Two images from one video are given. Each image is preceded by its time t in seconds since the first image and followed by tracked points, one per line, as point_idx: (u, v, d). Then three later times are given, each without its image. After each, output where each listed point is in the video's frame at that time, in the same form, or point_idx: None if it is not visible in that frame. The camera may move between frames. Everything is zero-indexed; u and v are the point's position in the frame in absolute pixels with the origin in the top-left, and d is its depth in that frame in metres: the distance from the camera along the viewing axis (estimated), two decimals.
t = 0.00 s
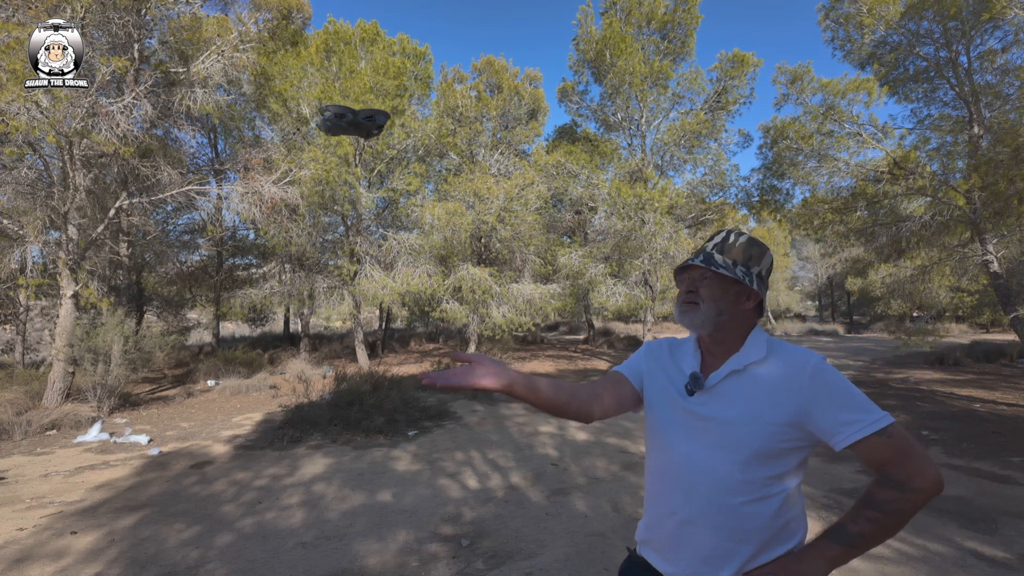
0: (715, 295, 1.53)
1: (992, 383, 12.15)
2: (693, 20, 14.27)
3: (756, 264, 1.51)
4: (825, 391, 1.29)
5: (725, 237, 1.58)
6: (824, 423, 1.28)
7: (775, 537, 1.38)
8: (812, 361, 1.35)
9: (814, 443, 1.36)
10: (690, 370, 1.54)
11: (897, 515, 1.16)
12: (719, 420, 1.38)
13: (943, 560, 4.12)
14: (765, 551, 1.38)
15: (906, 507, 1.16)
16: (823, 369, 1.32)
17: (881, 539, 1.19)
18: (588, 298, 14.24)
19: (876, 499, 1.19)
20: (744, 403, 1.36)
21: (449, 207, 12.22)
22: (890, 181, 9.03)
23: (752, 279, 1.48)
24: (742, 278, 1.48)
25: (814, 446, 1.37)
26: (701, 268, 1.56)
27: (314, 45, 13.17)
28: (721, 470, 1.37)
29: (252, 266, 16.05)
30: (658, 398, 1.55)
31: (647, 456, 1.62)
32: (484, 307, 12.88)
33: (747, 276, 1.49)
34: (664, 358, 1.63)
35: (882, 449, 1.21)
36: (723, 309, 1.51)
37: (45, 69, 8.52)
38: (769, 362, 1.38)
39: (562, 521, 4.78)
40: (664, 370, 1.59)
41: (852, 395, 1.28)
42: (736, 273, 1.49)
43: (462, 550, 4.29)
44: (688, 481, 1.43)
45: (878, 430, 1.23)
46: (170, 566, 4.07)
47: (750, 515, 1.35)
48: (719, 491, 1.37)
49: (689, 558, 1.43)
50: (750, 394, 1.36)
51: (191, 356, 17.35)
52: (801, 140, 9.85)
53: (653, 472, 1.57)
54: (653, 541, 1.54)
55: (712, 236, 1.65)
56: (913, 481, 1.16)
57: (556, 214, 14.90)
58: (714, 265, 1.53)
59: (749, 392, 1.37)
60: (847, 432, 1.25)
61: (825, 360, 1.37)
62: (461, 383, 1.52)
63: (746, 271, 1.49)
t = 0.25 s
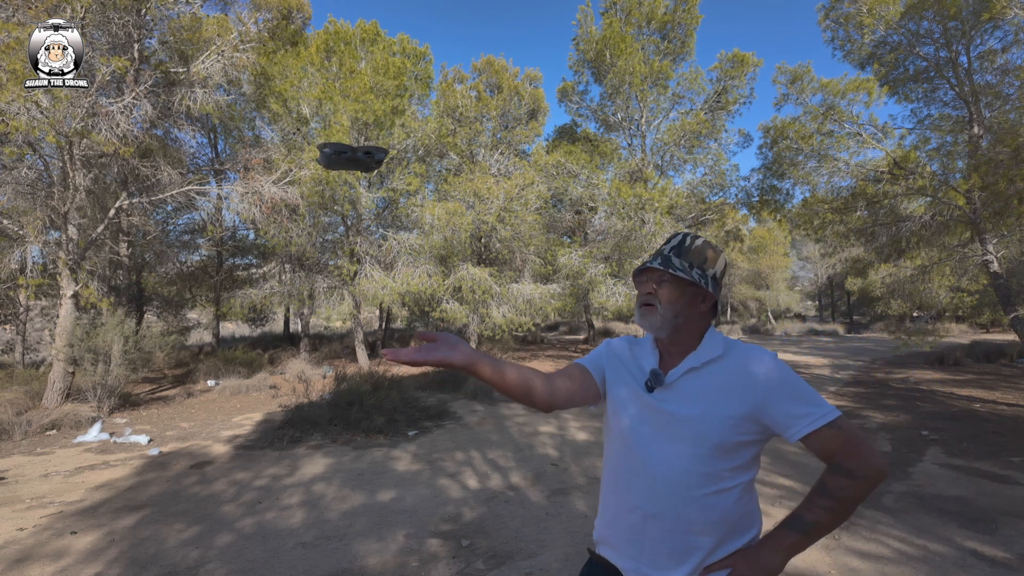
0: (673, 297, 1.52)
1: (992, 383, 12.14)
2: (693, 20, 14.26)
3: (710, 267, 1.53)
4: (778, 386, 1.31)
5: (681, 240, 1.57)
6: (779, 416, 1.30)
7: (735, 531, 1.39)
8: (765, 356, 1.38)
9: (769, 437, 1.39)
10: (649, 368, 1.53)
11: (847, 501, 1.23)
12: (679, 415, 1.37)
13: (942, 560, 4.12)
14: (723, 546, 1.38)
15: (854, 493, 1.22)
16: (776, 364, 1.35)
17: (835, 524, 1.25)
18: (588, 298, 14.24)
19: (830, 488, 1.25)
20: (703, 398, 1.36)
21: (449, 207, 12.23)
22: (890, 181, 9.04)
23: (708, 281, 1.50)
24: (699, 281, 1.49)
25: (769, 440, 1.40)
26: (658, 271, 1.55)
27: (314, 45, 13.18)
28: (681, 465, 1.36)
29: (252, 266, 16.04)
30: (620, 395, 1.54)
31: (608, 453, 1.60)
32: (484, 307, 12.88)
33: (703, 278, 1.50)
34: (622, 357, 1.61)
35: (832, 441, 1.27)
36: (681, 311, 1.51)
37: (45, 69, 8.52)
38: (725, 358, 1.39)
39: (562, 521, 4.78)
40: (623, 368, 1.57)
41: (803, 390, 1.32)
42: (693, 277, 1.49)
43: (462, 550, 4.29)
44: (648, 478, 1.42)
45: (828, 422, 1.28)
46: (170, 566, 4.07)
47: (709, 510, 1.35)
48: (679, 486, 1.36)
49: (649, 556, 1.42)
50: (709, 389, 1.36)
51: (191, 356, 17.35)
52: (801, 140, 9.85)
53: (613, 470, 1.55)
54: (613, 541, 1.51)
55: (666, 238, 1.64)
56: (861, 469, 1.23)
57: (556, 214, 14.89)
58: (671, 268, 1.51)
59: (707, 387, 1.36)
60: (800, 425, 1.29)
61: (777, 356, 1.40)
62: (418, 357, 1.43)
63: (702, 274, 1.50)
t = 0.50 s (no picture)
0: (652, 297, 1.52)
1: (992, 383, 12.14)
2: (693, 19, 14.26)
3: (688, 265, 1.53)
4: (759, 383, 1.32)
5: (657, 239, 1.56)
6: (761, 414, 1.31)
7: (720, 530, 1.39)
8: (744, 355, 1.39)
9: (751, 433, 1.40)
10: (629, 369, 1.52)
11: (831, 497, 1.23)
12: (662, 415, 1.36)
13: (943, 560, 4.12)
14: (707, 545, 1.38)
15: (839, 488, 1.23)
16: (755, 361, 1.37)
17: (820, 520, 1.25)
18: (588, 298, 14.24)
19: (813, 483, 1.25)
20: (685, 397, 1.35)
21: (449, 207, 12.23)
22: (890, 181, 9.04)
23: (686, 280, 1.50)
24: (678, 280, 1.49)
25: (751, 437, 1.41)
26: (636, 271, 1.54)
27: (314, 45, 13.18)
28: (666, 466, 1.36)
29: (252, 266, 16.02)
30: (603, 395, 1.53)
31: (589, 455, 1.58)
32: (484, 307, 12.87)
33: (683, 277, 1.50)
34: (603, 357, 1.61)
35: (816, 438, 1.27)
36: (659, 311, 1.51)
37: (45, 69, 8.52)
38: (705, 356, 1.39)
39: (562, 521, 4.78)
40: (604, 368, 1.57)
41: (785, 386, 1.32)
42: (672, 276, 1.49)
43: (462, 550, 4.29)
44: (630, 479, 1.41)
45: (810, 418, 1.29)
46: (170, 566, 4.08)
47: (694, 511, 1.35)
48: (663, 486, 1.36)
49: (633, 558, 1.41)
50: (690, 388, 1.36)
51: (191, 356, 17.35)
52: (801, 140, 9.85)
53: (595, 471, 1.54)
54: (596, 543, 1.50)
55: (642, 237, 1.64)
56: (844, 464, 1.23)
57: (556, 214, 14.88)
58: (649, 268, 1.51)
59: (689, 385, 1.36)
60: (782, 422, 1.29)
61: (755, 354, 1.41)
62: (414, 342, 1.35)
63: (680, 272, 1.49)
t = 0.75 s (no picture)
0: (647, 297, 1.52)
1: (992, 383, 12.13)
2: (693, 19, 14.26)
3: (684, 263, 1.52)
4: (756, 389, 1.29)
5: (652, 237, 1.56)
6: (757, 422, 1.29)
7: (714, 540, 1.38)
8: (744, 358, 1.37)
9: (750, 440, 1.38)
10: (625, 372, 1.53)
11: (830, 511, 1.18)
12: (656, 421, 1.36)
13: (942, 560, 4.12)
14: (701, 557, 1.37)
15: (838, 502, 1.17)
16: (755, 364, 1.34)
17: (818, 534, 1.20)
18: (588, 298, 14.24)
19: (812, 496, 1.19)
20: (678, 404, 1.35)
21: (449, 207, 12.23)
22: (890, 181, 9.04)
23: (683, 280, 1.49)
24: (675, 279, 1.48)
25: (750, 444, 1.38)
26: (632, 271, 1.54)
27: (314, 46, 13.19)
28: (658, 474, 1.35)
29: (252, 266, 16.00)
30: (597, 399, 1.54)
31: (584, 459, 1.59)
32: (484, 307, 12.87)
33: (680, 276, 1.49)
34: (600, 359, 1.61)
35: (819, 447, 1.22)
36: (655, 312, 1.51)
37: (45, 69, 8.53)
38: (702, 361, 1.38)
39: (562, 521, 4.78)
40: (600, 369, 1.57)
41: (784, 392, 1.29)
42: (668, 276, 1.48)
43: (462, 550, 4.29)
44: (623, 485, 1.42)
45: (811, 426, 1.24)
46: (170, 566, 4.08)
47: (686, 519, 1.35)
48: (655, 494, 1.36)
49: (624, 564, 1.41)
50: (684, 394, 1.35)
51: (191, 356, 17.36)
52: (801, 140, 9.85)
53: (589, 476, 1.54)
54: (588, 549, 1.50)
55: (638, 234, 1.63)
56: (845, 476, 1.18)
57: (556, 214, 14.87)
58: (644, 268, 1.51)
59: (684, 392, 1.36)
60: (782, 430, 1.26)
61: (758, 357, 1.38)
62: (417, 341, 1.38)
63: (677, 272, 1.49)
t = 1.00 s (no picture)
0: (647, 296, 1.52)
1: (992, 383, 12.12)
2: (693, 19, 14.26)
3: (684, 260, 1.51)
4: (762, 389, 1.29)
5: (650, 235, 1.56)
6: (762, 423, 1.29)
7: (716, 545, 1.37)
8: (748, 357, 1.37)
9: (756, 442, 1.37)
10: (626, 371, 1.52)
11: (840, 518, 1.16)
12: (659, 423, 1.36)
13: (942, 560, 4.12)
14: (703, 561, 1.36)
15: (848, 509, 1.16)
16: (761, 365, 1.34)
17: (827, 542, 1.18)
18: (588, 298, 14.24)
19: (820, 503, 1.18)
20: (681, 405, 1.35)
21: (449, 207, 12.24)
22: (890, 181, 9.03)
23: (683, 277, 1.48)
24: (674, 277, 1.48)
25: (755, 446, 1.38)
26: (630, 271, 1.54)
27: (314, 45, 13.18)
28: (660, 476, 1.36)
29: (252, 266, 15.97)
30: (599, 400, 1.53)
31: (585, 462, 1.59)
32: (484, 307, 12.86)
33: (680, 274, 1.49)
34: (601, 359, 1.61)
35: (828, 451, 1.21)
36: (655, 309, 1.51)
37: (45, 69, 8.53)
38: (705, 361, 1.38)
39: (561, 521, 4.78)
40: (601, 369, 1.57)
41: (790, 393, 1.29)
42: (667, 274, 1.48)
43: (462, 550, 4.30)
44: (625, 487, 1.42)
45: (819, 429, 1.24)
46: (170, 566, 4.08)
47: (688, 523, 1.35)
48: (657, 496, 1.36)
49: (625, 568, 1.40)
50: (688, 395, 1.35)
51: (191, 356, 17.36)
52: (801, 140, 9.85)
53: (590, 479, 1.54)
54: (589, 553, 1.49)
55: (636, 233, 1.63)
56: (855, 482, 1.16)
57: (556, 214, 14.85)
58: (643, 267, 1.50)
59: (687, 393, 1.36)
60: (788, 432, 1.26)
61: (763, 357, 1.38)
62: (418, 339, 1.38)
63: (676, 270, 1.49)
